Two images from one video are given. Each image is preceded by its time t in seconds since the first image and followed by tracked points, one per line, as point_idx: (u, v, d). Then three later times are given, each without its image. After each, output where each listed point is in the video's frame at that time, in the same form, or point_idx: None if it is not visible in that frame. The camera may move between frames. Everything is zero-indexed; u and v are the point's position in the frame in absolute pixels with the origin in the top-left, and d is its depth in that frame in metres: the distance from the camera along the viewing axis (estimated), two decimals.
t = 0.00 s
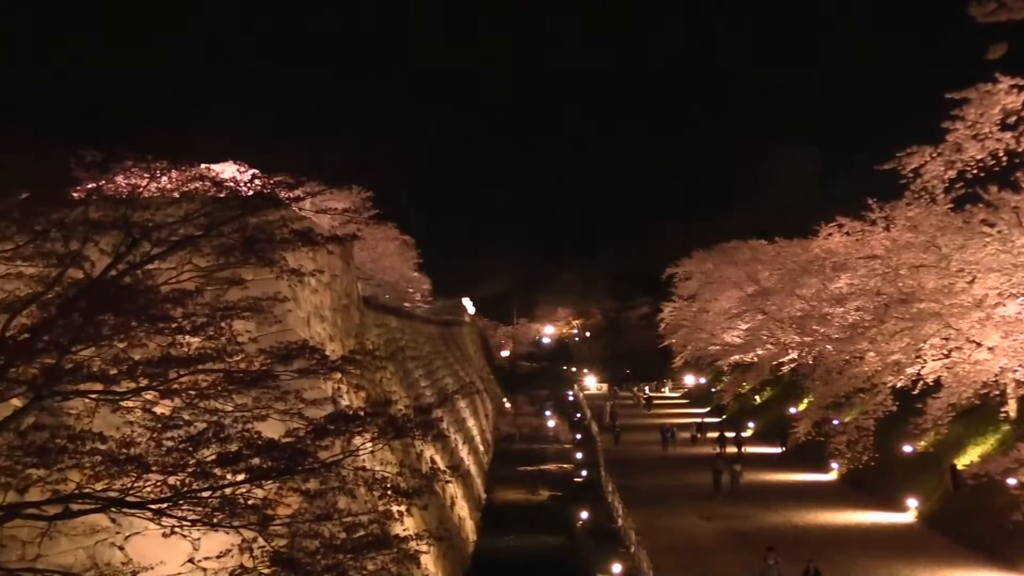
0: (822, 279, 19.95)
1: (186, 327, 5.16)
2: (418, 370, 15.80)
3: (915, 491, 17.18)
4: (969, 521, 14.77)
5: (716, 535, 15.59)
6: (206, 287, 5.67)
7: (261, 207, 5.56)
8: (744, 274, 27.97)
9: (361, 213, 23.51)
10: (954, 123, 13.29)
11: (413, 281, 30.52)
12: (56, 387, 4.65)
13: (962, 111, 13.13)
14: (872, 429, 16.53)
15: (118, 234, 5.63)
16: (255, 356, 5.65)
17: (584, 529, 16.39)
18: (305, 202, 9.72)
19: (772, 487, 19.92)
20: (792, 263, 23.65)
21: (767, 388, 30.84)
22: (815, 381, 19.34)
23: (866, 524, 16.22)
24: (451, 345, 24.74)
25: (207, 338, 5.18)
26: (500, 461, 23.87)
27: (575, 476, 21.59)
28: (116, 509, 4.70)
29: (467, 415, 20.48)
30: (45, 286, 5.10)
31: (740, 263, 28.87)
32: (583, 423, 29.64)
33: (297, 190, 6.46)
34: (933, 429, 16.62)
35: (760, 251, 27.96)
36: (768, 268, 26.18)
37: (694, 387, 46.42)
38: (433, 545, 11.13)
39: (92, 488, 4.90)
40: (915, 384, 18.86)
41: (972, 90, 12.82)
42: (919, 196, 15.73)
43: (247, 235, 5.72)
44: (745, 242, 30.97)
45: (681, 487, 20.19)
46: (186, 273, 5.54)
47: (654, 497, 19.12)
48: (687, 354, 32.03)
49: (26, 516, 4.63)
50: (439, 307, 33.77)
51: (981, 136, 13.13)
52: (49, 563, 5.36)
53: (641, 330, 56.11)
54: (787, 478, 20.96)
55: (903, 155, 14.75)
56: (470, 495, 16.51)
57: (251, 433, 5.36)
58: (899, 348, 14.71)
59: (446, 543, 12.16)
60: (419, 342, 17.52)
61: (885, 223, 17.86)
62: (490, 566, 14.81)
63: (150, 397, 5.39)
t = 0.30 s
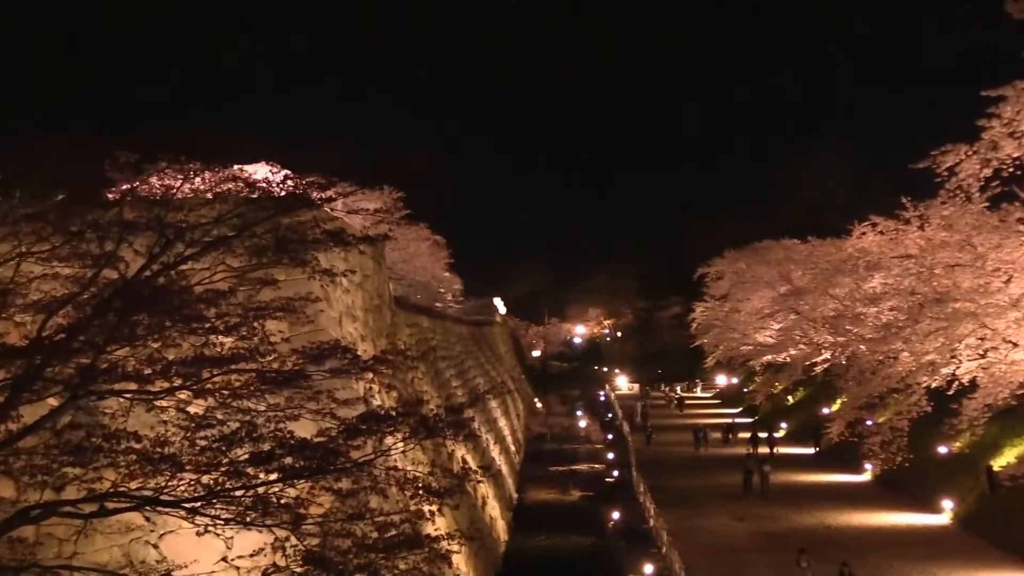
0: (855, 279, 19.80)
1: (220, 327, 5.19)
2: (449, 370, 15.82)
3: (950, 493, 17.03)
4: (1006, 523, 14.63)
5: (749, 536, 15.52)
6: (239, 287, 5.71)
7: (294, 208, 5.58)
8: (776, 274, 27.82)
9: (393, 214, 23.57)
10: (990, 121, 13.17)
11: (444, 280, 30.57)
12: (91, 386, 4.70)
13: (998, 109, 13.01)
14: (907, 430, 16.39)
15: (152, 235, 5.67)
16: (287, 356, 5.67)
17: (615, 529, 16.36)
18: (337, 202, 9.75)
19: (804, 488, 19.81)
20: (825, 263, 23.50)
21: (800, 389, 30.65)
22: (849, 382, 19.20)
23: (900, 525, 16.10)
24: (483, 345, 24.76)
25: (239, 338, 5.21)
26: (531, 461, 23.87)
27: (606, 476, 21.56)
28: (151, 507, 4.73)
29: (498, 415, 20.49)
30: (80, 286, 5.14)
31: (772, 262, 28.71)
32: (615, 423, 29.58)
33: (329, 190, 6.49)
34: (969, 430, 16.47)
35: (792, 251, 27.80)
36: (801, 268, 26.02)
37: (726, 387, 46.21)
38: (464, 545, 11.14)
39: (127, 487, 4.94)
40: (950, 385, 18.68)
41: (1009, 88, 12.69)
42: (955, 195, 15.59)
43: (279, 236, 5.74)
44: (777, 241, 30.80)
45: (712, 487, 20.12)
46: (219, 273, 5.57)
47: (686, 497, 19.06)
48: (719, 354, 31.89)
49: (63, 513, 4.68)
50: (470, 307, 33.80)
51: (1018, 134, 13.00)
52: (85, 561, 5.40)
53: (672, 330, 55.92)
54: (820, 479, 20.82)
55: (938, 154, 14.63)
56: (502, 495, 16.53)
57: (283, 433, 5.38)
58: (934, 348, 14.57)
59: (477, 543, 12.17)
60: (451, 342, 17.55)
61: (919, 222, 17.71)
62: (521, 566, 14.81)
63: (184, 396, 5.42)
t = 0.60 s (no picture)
0: (882, 279, 19.67)
1: (245, 327, 5.21)
2: (474, 370, 15.84)
3: (979, 494, 16.91)
4: None
5: (775, 537, 15.47)
6: (265, 287, 5.73)
7: (320, 208, 5.60)
8: (802, 274, 27.70)
9: (419, 214, 23.62)
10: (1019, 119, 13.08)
11: (469, 280, 30.62)
12: (118, 386, 4.72)
13: None
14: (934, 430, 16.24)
15: (179, 235, 5.71)
16: (313, 356, 5.69)
17: (640, 530, 16.33)
18: (362, 202, 9.78)
19: (830, 489, 19.71)
20: (851, 262, 23.37)
21: (826, 389, 30.50)
22: (876, 382, 19.09)
23: (927, 527, 16.00)
24: (507, 345, 24.78)
25: (265, 338, 5.23)
26: (556, 462, 23.87)
27: (631, 476, 21.53)
28: (178, 506, 4.75)
29: (523, 414, 20.51)
30: (108, 287, 5.17)
31: (798, 262, 28.57)
32: (640, 423, 29.54)
33: (354, 190, 6.50)
34: (997, 431, 16.34)
35: (819, 250, 27.65)
36: (827, 268, 25.88)
37: (752, 387, 46.01)
38: (489, 545, 11.16)
39: (154, 486, 4.97)
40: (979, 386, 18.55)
41: None
42: (983, 194, 15.48)
43: (305, 236, 5.76)
44: (803, 241, 30.65)
45: (738, 488, 20.06)
46: (245, 273, 5.59)
47: (711, 498, 19.01)
48: (744, 354, 31.76)
49: (91, 512, 4.71)
50: (494, 307, 33.83)
51: None
52: (113, 559, 5.44)
53: (697, 330, 55.73)
54: (847, 480, 20.72)
55: (966, 152, 14.53)
56: (526, 494, 16.53)
57: (309, 432, 5.39)
58: (962, 347, 14.31)
59: (502, 543, 12.18)
60: (476, 342, 17.56)
61: (947, 221, 17.60)
62: (545, 566, 14.80)
63: (210, 396, 5.46)
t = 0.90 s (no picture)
0: (916, 278, 19.48)
1: (278, 327, 5.24)
2: (505, 370, 15.84)
3: (1015, 495, 16.73)
4: None
5: (808, 538, 15.38)
6: (297, 288, 5.76)
7: (351, 208, 5.62)
8: (835, 273, 27.52)
9: (449, 214, 23.67)
10: None
11: (500, 281, 30.64)
12: (152, 385, 4.76)
13: None
14: (970, 432, 15.96)
15: (212, 236, 5.74)
16: (345, 356, 5.71)
17: (672, 530, 16.26)
18: (393, 203, 9.81)
19: (863, 490, 19.56)
20: (885, 262, 23.20)
21: (859, 389, 30.29)
22: (910, 382, 18.94)
23: (963, 528, 15.85)
24: (538, 345, 24.77)
25: (297, 338, 5.25)
26: (588, 462, 23.84)
27: (663, 477, 21.47)
28: (211, 506, 4.78)
29: (554, 414, 20.50)
30: (142, 287, 5.21)
31: (830, 261, 28.40)
32: (671, 423, 29.45)
33: (385, 190, 6.52)
34: None
35: (851, 250, 27.47)
36: (860, 267, 25.70)
37: (784, 387, 45.75)
38: (520, 545, 11.16)
39: (188, 485, 5.01)
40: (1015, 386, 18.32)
41: None
42: (1019, 192, 15.32)
43: (336, 236, 5.78)
44: (836, 240, 30.46)
45: (770, 489, 19.96)
46: (277, 274, 5.62)
47: (743, 498, 18.93)
48: (776, 354, 31.59)
49: (125, 511, 4.75)
50: (525, 307, 33.85)
51: None
52: (148, 557, 5.51)
53: (728, 330, 55.49)
54: (881, 481, 20.56)
55: (1002, 150, 14.39)
56: (557, 494, 16.52)
57: (341, 432, 5.41)
58: (998, 348, 14.17)
59: (534, 543, 12.18)
60: (507, 342, 17.56)
61: (982, 220, 17.43)
62: (576, 566, 14.78)
63: (243, 395, 5.49)
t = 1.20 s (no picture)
0: (958, 278, 19.28)
1: (316, 327, 5.26)
2: (542, 370, 15.83)
3: None
4: None
5: (847, 539, 15.28)
6: (335, 288, 5.79)
7: (389, 208, 5.63)
8: (874, 273, 27.30)
9: (486, 214, 23.69)
10: None
11: (537, 281, 30.63)
12: (192, 385, 4.80)
13: None
14: (1012, 433, 15.63)
15: (251, 237, 5.78)
16: (382, 356, 5.73)
17: (710, 531, 16.17)
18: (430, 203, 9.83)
19: (904, 491, 19.40)
20: (925, 261, 22.98)
21: (900, 389, 30.03)
22: (951, 382, 18.74)
23: (1005, 531, 15.67)
24: (575, 345, 24.75)
25: (335, 338, 5.27)
26: (626, 462, 23.79)
27: (700, 477, 21.38)
28: (251, 505, 4.81)
29: (591, 415, 20.48)
30: (183, 287, 5.26)
31: (870, 261, 28.17)
32: (709, 423, 29.32)
33: (422, 190, 6.53)
34: None
35: (891, 249, 27.23)
36: (901, 267, 25.47)
37: (823, 387, 45.44)
38: (558, 545, 11.16)
39: (227, 483, 5.04)
40: None
41: None
42: None
43: (374, 237, 5.79)
44: (875, 239, 30.21)
45: (809, 489, 19.84)
46: (316, 274, 5.65)
47: (782, 499, 18.83)
48: (816, 354, 31.38)
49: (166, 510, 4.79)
50: (562, 307, 33.83)
51: None
52: (188, 555, 5.57)
53: (767, 330, 55.18)
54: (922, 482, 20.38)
55: None
56: (595, 495, 16.50)
57: (379, 432, 5.43)
58: None
59: (572, 543, 12.17)
60: (544, 343, 17.58)
61: None
62: (613, 567, 14.76)
63: (282, 395, 5.52)
